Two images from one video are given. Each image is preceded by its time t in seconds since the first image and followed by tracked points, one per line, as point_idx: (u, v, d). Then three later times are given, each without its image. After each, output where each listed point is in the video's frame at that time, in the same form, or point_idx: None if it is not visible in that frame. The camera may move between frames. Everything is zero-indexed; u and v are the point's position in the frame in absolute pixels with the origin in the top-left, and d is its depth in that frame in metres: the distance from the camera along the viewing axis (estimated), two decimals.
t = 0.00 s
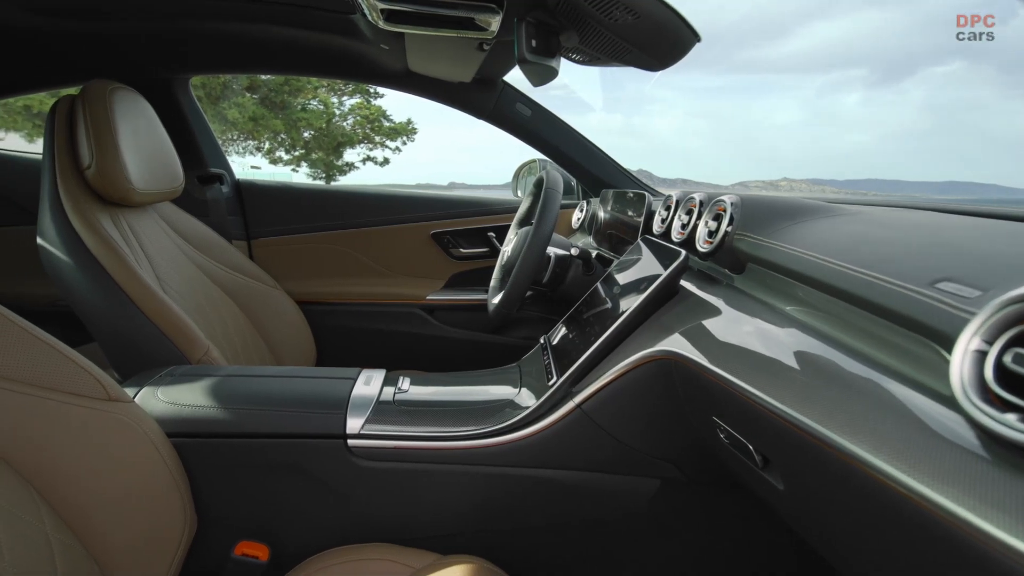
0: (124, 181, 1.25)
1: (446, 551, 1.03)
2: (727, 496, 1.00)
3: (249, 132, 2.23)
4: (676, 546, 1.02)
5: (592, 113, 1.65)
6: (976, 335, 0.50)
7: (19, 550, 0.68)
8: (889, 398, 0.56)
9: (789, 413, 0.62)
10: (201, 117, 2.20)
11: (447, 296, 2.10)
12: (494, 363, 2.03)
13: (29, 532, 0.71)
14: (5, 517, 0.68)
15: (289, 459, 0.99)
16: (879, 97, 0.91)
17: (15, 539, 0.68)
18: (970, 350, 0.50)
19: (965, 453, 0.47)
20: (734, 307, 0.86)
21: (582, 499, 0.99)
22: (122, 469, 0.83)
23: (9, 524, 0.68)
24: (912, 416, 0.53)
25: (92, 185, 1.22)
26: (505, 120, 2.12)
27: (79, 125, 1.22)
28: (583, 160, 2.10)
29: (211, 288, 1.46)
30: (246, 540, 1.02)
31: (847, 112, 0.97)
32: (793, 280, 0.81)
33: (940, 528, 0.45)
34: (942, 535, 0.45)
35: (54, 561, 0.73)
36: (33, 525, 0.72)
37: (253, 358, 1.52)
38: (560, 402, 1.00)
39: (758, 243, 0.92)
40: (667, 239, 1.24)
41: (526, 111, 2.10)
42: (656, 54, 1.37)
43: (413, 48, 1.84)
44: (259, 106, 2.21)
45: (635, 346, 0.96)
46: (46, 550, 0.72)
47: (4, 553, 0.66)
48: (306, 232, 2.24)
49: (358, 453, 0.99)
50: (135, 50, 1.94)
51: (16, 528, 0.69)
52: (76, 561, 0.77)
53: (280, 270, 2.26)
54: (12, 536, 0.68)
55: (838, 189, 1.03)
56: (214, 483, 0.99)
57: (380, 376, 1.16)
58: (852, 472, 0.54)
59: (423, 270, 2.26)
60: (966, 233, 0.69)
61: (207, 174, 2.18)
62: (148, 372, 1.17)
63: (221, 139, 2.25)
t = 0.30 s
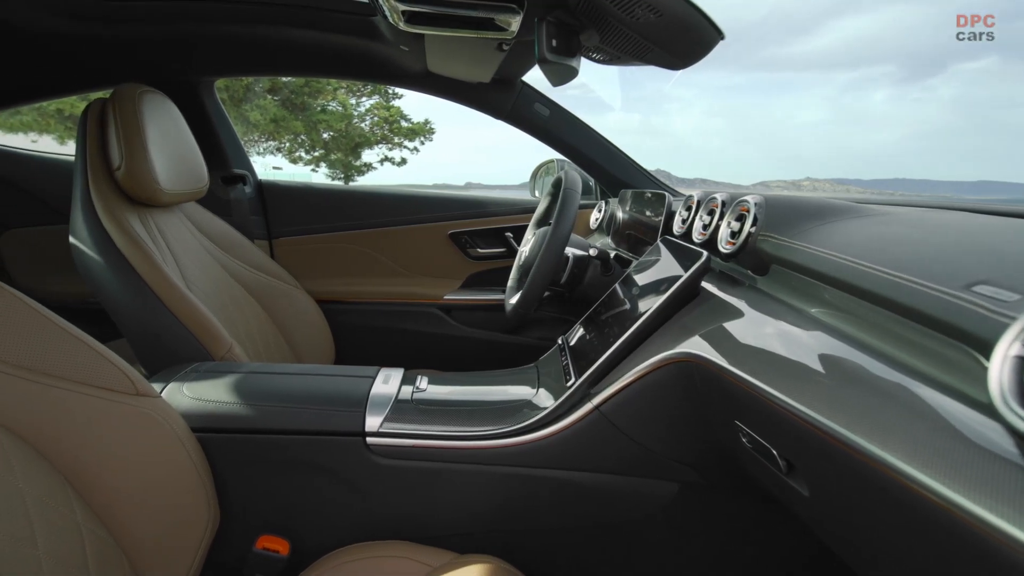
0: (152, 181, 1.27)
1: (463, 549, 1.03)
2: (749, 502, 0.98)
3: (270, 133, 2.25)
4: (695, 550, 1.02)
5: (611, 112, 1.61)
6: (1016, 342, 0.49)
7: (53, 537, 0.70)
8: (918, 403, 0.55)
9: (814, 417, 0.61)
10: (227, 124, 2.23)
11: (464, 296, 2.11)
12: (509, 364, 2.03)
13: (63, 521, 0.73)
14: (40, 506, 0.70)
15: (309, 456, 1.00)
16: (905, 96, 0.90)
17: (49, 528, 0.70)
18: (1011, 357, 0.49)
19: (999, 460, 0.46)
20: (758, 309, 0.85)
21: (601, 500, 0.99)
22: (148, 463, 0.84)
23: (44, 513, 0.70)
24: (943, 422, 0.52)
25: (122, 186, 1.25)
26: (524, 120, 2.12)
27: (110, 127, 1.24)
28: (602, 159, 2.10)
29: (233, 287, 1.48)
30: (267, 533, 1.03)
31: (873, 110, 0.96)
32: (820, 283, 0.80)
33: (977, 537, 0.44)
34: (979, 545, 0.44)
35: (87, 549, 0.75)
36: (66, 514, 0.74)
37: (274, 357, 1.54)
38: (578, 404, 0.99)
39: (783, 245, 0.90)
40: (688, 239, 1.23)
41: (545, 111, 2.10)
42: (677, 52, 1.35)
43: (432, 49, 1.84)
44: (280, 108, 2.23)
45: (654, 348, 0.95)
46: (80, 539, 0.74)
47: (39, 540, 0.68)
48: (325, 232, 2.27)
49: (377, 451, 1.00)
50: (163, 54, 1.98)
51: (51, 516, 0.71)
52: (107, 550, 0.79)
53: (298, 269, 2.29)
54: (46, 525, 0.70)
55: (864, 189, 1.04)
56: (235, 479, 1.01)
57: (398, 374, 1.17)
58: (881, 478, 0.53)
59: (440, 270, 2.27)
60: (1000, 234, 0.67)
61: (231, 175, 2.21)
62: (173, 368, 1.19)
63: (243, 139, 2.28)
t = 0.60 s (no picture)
0: (179, 181, 1.29)
1: (481, 549, 1.03)
2: (772, 508, 0.96)
3: (291, 135, 2.29)
4: (716, 556, 1.00)
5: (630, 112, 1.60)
6: None
7: (84, 528, 0.72)
8: (951, 408, 0.54)
9: (842, 421, 0.59)
10: (248, 119, 2.26)
11: (483, 296, 2.10)
12: (528, 364, 2.02)
13: (95, 512, 0.75)
14: (73, 497, 0.73)
15: (328, 453, 1.01)
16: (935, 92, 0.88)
17: (80, 519, 0.72)
18: None
19: None
20: (784, 312, 0.84)
21: (620, 502, 0.98)
22: (176, 455, 0.86)
23: (76, 504, 0.73)
24: (977, 427, 0.50)
25: (151, 187, 1.27)
26: (544, 121, 2.11)
27: (139, 128, 1.27)
28: (623, 159, 2.08)
29: (256, 285, 1.50)
30: (289, 528, 1.05)
31: (900, 106, 0.93)
32: (850, 285, 0.78)
33: (1014, 546, 0.43)
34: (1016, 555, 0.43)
35: (118, 540, 0.77)
36: (99, 504, 0.76)
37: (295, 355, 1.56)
38: (597, 405, 0.99)
39: (810, 245, 0.89)
40: (710, 240, 1.21)
41: (565, 111, 2.09)
42: (702, 51, 1.34)
43: (452, 50, 1.84)
44: (301, 110, 2.25)
45: (675, 349, 0.94)
46: (111, 529, 0.77)
47: (70, 531, 0.70)
48: (345, 232, 2.29)
49: (396, 450, 1.00)
50: (189, 58, 2.01)
51: (83, 507, 0.73)
52: (138, 540, 0.81)
53: (319, 270, 2.30)
54: (78, 515, 0.72)
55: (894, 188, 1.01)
56: (257, 474, 1.02)
57: (417, 373, 1.17)
58: (913, 485, 0.51)
59: (458, 271, 2.28)
60: None
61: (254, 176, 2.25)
62: (199, 364, 1.21)
63: (265, 142, 2.33)
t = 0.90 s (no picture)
0: (211, 181, 1.31)
1: (503, 549, 1.03)
2: (801, 515, 0.94)
3: (316, 136, 2.32)
4: (742, 564, 0.98)
5: (653, 110, 1.65)
6: None
7: (120, 518, 0.74)
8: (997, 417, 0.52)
9: (879, 428, 0.58)
10: (276, 121, 2.29)
11: (505, 296, 2.10)
12: (551, 365, 2.02)
13: (131, 502, 0.77)
14: (110, 486, 0.74)
15: (353, 451, 1.02)
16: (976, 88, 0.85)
17: (117, 508, 0.74)
18: None
19: None
20: (817, 315, 0.82)
21: (644, 505, 0.97)
22: (206, 449, 0.88)
23: (114, 493, 0.74)
24: None
25: (183, 187, 1.30)
26: (569, 120, 2.10)
27: (173, 130, 1.30)
28: (648, 159, 2.06)
29: (283, 284, 1.52)
30: (314, 523, 1.06)
31: (938, 103, 0.90)
32: (891, 287, 0.76)
33: None
34: None
35: (152, 530, 0.79)
36: (134, 495, 0.78)
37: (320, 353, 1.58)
38: (622, 407, 0.98)
39: (846, 246, 0.87)
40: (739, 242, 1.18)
41: (589, 110, 2.07)
42: (729, 47, 1.31)
43: (477, 50, 1.84)
44: (326, 111, 2.27)
45: (703, 352, 0.92)
46: (146, 520, 0.78)
47: (108, 519, 0.72)
48: (368, 232, 2.31)
49: (419, 448, 1.01)
50: (220, 62, 2.05)
51: (120, 497, 0.75)
52: (171, 531, 0.83)
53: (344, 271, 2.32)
54: (114, 504, 0.74)
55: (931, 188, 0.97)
56: (283, 470, 1.03)
57: (440, 373, 1.18)
58: (958, 496, 0.50)
59: (481, 271, 2.28)
60: None
61: (281, 176, 2.28)
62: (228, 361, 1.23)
63: (292, 143, 2.36)
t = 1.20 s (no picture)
0: (241, 182, 1.33)
1: (525, 551, 1.03)
2: (833, 523, 0.92)
3: (341, 137, 2.34)
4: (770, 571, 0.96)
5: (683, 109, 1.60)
6: None
7: (155, 507, 0.76)
8: None
9: (916, 433, 0.56)
10: (304, 123, 2.33)
11: (528, 296, 2.09)
12: (573, 366, 2.01)
13: (163, 493, 0.79)
14: (145, 477, 0.77)
15: (377, 448, 1.02)
16: None
17: (151, 498, 0.76)
18: None
19: None
20: (853, 319, 0.79)
21: (669, 509, 0.95)
22: (236, 444, 0.90)
23: (148, 483, 0.77)
24: None
25: (215, 188, 1.32)
26: (594, 119, 2.09)
27: (205, 132, 1.32)
28: (675, 158, 2.03)
29: (309, 283, 1.54)
30: (338, 519, 1.06)
31: (983, 100, 0.87)
32: (933, 291, 0.73)
33: None
34: None
35: (184, 521, 0.81)
36: (166, 486, 0.80)
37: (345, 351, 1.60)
38: (648, 410, 0.96)
39: (885, 248, 0.84)
40: (771, 242, 1.16)
41: (614, 109, 2.06)
42: (765, 44, 1.29)
43: (503, 50, 1.84)
44: (350, 112, 2.28)
45: (732, 355, 0.90)
46: (178, 511, 0.80)
47: (143, 508, 0.74)
48: (391, 232, 2.32)
49: (443, 447, 1.01)
50: (250, 65, 2.08)
51: (154, 487, 0.78)
52: (201, 523, 0.85)
53: (368, 271, 2.34)
54: (148, 494, 0.76)
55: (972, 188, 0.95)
56: (308, 467, 1.04)
57: (463, 373, 1.18)
58: (1006, 508, 0.48)
59: (505, 271, 2.28)
60: None
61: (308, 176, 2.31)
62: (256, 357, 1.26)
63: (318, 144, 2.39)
